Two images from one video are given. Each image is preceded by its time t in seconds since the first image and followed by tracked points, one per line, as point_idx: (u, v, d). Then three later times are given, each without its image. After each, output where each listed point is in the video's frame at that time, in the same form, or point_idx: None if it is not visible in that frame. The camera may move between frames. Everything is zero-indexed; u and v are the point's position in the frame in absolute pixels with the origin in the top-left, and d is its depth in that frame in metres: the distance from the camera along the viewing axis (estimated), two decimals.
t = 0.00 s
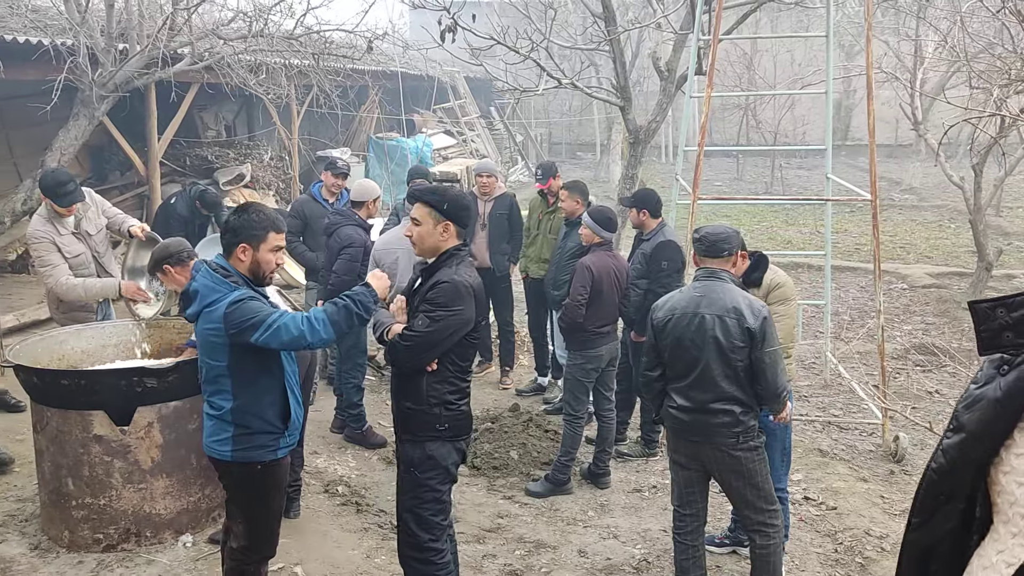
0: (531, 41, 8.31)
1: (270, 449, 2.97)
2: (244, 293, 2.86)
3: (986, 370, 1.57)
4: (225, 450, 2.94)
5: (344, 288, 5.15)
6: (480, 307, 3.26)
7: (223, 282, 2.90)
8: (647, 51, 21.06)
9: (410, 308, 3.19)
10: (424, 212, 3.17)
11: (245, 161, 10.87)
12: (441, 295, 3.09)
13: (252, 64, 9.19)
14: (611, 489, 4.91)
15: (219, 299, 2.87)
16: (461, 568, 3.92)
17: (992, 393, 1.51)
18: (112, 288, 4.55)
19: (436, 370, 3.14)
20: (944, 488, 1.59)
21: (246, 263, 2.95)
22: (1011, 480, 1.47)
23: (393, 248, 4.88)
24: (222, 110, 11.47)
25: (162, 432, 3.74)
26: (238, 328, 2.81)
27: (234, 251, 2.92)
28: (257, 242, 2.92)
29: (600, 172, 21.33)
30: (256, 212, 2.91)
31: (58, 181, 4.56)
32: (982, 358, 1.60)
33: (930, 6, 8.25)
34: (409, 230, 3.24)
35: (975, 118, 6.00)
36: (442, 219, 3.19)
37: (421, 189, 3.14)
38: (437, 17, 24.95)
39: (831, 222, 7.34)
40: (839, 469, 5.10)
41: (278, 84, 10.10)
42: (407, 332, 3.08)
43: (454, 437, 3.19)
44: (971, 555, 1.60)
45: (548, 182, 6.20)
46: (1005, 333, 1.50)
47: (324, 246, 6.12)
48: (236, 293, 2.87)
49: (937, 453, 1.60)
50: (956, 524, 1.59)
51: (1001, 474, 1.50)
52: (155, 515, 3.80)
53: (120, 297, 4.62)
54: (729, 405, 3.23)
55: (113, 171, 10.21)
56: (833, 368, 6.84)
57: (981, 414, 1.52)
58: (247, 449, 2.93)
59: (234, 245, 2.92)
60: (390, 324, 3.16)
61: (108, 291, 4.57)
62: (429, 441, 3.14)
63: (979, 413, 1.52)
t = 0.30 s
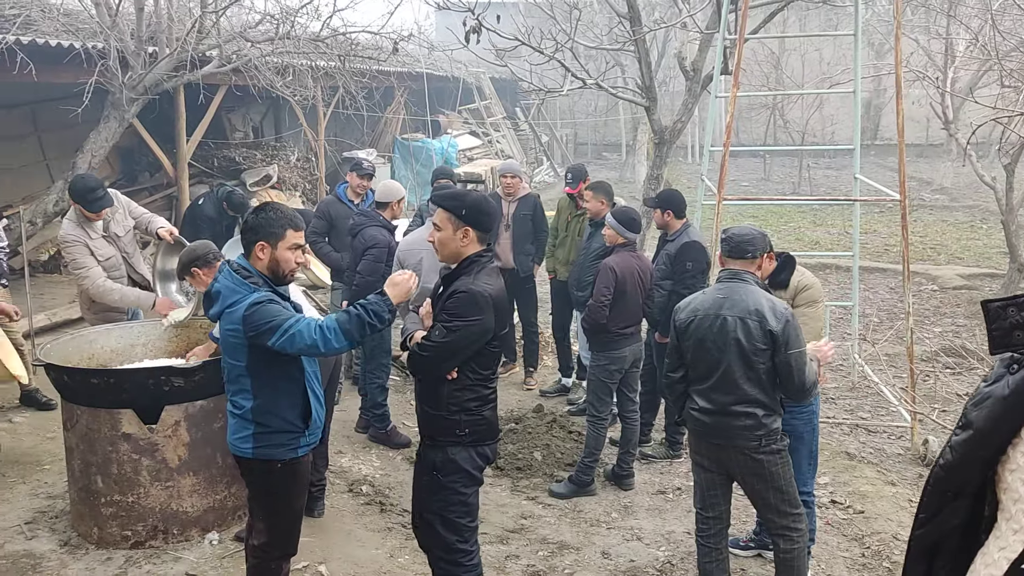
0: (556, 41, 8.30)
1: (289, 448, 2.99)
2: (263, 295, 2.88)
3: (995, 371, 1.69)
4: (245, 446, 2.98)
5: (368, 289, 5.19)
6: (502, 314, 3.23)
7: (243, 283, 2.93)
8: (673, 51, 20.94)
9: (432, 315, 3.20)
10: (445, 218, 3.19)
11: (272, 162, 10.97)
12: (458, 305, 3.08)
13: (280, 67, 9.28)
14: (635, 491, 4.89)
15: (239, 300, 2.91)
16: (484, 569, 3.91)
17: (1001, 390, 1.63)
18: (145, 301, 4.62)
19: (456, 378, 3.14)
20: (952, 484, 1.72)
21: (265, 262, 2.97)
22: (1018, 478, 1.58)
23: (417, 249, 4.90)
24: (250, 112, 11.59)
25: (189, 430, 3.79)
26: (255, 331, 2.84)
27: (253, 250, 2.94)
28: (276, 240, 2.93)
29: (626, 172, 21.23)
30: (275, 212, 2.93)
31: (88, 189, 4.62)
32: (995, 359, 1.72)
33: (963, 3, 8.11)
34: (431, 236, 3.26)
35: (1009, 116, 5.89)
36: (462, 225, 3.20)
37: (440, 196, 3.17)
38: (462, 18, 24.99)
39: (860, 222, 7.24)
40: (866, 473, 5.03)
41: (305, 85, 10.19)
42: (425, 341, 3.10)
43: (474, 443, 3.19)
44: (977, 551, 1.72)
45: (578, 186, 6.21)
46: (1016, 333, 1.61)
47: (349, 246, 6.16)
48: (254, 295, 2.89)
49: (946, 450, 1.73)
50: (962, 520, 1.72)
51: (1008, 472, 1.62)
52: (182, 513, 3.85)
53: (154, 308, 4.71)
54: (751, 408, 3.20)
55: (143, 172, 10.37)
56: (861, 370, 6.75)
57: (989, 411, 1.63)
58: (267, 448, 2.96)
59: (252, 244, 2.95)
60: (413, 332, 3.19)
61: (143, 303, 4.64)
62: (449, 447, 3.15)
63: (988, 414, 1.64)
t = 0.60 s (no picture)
0: (583, 42, 8.29)
1: (304, 447, 3.01)
2: (274, 302, 2.91)
3: (1008, 370, 1.69)
4: (262, 441, 3.03)
5: (394, 289, 5.23)
6: (526, 317, 3.22)
7: (261, 284, 2.96)
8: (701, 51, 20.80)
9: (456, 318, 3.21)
10: (469, 220, 3.20)
11: (301, 163, 11.09)
12: (481, 308, 3.08)
13: (308, 69, 9.37)
14: (661, 493, 4.86)
15: (252, 305, 2.95)
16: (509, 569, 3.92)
17: (1015, 388, 1.63)
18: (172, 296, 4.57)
19: (478, 380, 3.15)
20: (964, 483, 1.71)
21: (291, 261, 2.97)
22: None
23: (443, 249, 4.91)
24: (279, 113, 11.72)
25: (217, 429, 3.84)
26: (258, 342, 2.87)
27: (279, 249, 2.96)
28: (302, 240, 2.94)
29: (653, 173, 21.12)
30: (303, 213, 2.94)
31: (115, 192, 4.68)
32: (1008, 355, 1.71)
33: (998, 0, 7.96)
34: (456, 238, 3.27)
35: None
36: (487, 227, 3.20)
37: (464, 198, 3.18)
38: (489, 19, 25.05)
39: (892, 223, 7.13)
40: (896, 477, 4.95)
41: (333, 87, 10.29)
42: (447, 343, 3.12)
43: (496, 446, 3.19)
44: (990, 549, 1.73)
45: (607, 186, 6.21)
46: None
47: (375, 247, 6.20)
48: (266, 299, 2.92)
49: (958, 450, 1.72)
50: (974, 519, 1.72)
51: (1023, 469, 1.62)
52: (211, 510, 3.91)
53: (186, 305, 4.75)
54: (777, 410, 3.16)
55: (174, 173, 10.53)
56: (892, 373, 6.64)
57: (1003, 410, 1.63)
58: (282, 446, 2.99)
59: (279, 243, 2.96)
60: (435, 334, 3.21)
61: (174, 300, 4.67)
62: (471, 449, 3.16)
63: (1004, 413, 1.63)
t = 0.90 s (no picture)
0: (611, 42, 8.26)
1: (319, 445, 3.02)
2: (290, 300, 2.94)
3: None
4: (281, 436, 3.07)
5: (421, 289, 5.25)
6: (550, 316, 3.22)
7: (280, 283, 3.00)
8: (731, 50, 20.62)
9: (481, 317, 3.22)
10: (492, 221, 3.20)
11: (331, 164, 11.19)
12: (506, 307, 3.09)
13: (338, 70, 9.46)
14: (688, 495, 4.83)
15: (270, 303, 3.00)
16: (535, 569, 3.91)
17: None
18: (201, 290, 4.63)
19: (504, 379, 3.15)
20: (982, 480, 1.69)
21: (310, 262, 2.99)
22: None
23: (469, 250, 4.93)
24: (310, 115, 11.84)
25: (246, 426, 3.89)
26: (275, 338, 2.92)
27: (298, 250, 2.98)
28: (318, 242, 2.95)
29: (682, 173, 20.98)
30: (320, 214, 2.94)
31: (150, 194, 4.77)
32: None
33: None
34: (480, 239, 3.27)
35: None
36: (510, 227, 3.20)
37: (487, 199, 3.19)
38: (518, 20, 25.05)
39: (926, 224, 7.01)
40: (929, 482, 4.87)
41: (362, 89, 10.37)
42: (472, 343, 3.12)
43: (522, 445, 3.19)
44: (1008, 549, 1.68)
45: (636, 185, 6.20)
46: None
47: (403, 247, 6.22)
48: (283, 298, 2.97)
49: (977, 448, 1.71)
50: (993, 516, 1.69)
51: None
52: (240, 507, 3.96)
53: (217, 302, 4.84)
54: (803, 413, 3.12)
55: (206, 174, 10.68)
56: (925, 376, 6.53)
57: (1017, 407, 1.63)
58: (298, 441, 3.02)
59: (297, 244, 2.98)
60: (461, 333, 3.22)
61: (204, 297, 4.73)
62: (497, 448, 3.16)
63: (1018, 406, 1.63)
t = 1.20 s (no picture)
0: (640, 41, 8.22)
1: (342, 441, 3.05)
2: (314, 297, 2.98)
3: None
4: (305, 432, 3.11)
5: (449, 289, 5.27)
6: (577, 316, 3.22)
7: (305, 279, 3.03)
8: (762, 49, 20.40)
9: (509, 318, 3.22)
10: (517, 220, 3.21)
11: (360, 164, 11.28)
12: (533, 307, 3.09)
13: (367, 71, 9.53)
14: (715, 497, 4.79)
15: (295, 299, 3.04)
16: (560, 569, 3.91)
17: None
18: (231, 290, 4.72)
19: (532, 379, 3.15)
20: (1005, 477, 1.61)
21: (334, 260, 3.02)
22: None
23: (496, 250, 4.94)
24: (339, 116, 11.95)
25: (275, 424, 3.93)
26: (296, 332, 2.97)
27: (322, 247, 3.02)
28: (341, 241, 2.97)
29: (713, 173, 20.81)
30: (343, 213, 2.95)
31: (186, 196, 4.86)
32: None
33: None
34: (505, 238, 3.28)
35: None
36: (535, 227, 3.20)
37: (512, 199, 3.20)
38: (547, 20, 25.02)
39: (961, 224, 6.88)
40: (962, 486, 4.78)
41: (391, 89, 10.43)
42: (501, 343, 3.13)
43: (551, 445, 3.19)
44: None
45: (664, 183, 6.18)
46: None
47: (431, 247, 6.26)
48: (307, 295, 3.00)
49: (996, 444, 1.64)
50: (1012, 516, 1.61)
51: None
52: (268, 503, 4.01)
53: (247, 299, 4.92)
54: (832, 415, 3.08)
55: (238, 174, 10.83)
56: (960, 379, 6.40)
57: None
58: (321, 437, 3.06)
59: (321, 242, 3.02)
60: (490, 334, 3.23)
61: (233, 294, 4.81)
62: (526, 448, 3.17)
63: None
